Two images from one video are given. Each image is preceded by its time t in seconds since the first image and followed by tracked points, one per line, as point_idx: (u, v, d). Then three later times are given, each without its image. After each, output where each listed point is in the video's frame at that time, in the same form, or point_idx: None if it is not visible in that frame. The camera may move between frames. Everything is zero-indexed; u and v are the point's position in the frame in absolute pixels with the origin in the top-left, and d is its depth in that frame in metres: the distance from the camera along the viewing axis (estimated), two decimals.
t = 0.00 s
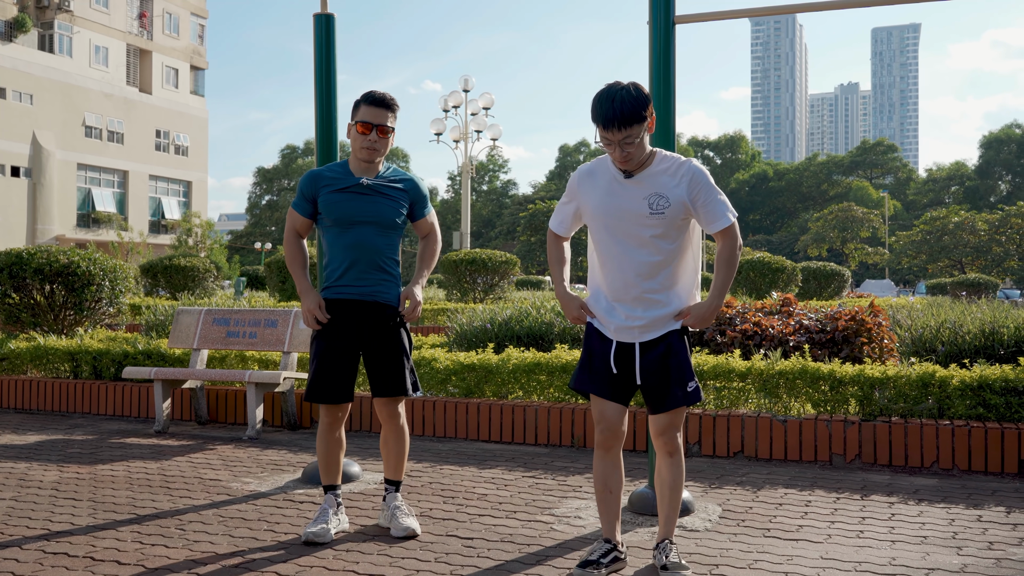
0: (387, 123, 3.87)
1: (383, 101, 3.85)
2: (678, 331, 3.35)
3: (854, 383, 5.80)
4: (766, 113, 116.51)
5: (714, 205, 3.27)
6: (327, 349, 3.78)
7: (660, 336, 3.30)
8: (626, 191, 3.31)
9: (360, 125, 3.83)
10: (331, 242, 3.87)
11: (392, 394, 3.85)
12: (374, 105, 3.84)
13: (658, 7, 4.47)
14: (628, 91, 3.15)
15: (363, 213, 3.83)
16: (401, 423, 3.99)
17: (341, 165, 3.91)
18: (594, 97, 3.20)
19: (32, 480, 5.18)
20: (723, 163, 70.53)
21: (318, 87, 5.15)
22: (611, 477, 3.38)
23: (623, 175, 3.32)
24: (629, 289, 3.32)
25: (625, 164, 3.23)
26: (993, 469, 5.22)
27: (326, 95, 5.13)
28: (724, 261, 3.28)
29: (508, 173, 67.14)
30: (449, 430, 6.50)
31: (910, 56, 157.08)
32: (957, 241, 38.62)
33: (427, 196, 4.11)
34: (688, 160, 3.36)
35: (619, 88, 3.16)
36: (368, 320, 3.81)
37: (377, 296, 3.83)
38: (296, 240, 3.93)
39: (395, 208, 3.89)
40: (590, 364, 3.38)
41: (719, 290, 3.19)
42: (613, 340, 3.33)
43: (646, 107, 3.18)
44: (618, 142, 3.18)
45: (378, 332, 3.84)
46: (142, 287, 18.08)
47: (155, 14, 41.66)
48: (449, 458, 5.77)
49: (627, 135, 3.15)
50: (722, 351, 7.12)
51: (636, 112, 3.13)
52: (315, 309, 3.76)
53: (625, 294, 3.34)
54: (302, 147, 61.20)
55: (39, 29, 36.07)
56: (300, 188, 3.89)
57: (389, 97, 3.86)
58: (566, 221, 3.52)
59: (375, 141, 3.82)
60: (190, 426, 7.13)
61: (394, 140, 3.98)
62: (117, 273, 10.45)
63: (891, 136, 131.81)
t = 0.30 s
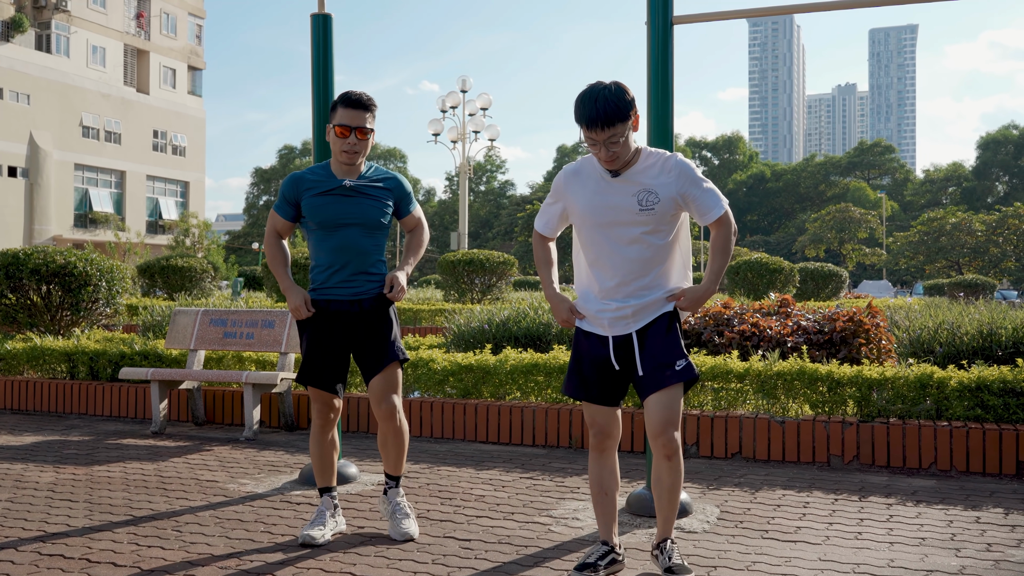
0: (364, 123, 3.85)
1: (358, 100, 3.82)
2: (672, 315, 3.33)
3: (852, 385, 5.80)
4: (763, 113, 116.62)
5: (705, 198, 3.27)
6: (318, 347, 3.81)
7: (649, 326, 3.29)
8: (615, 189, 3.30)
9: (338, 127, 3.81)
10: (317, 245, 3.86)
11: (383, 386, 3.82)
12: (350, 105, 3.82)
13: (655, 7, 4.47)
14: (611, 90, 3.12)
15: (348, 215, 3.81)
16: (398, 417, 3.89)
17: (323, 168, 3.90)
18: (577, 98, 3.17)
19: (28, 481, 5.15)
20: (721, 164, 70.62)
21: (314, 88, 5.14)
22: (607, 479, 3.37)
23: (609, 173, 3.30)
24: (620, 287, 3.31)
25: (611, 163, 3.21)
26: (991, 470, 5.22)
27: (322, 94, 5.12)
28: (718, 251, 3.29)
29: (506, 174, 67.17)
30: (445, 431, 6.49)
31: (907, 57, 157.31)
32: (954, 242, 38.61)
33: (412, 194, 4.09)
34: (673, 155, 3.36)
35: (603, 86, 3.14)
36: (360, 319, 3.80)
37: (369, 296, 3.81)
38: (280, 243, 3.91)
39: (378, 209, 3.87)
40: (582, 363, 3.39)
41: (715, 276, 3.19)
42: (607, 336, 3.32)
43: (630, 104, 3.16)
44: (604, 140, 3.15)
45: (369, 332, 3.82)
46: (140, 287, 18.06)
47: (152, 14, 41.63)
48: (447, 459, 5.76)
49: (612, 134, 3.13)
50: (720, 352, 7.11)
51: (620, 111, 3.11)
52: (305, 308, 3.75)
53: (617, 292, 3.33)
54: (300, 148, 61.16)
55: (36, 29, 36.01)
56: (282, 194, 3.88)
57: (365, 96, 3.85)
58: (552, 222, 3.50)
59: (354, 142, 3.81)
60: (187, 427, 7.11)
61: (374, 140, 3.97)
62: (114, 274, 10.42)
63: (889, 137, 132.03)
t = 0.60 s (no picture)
0: (369, 122, 3.82)
1: (363, 98, 3.80)
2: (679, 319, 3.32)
3: (851, 385, 5.79)
4: (761, 113, 116.65)
5: (720, 207, 3.26)
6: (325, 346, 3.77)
7: (659, 328, 3.27)
8: (631, 192, 3.28)
9: (341, 127, 3.79)
10: (323, 245, 3.85)
11: (386, 391, 3.82)
12: (355, 103, 3.79)
13: (655, 6, 4.46)
14: (639, 92, 3.10)
15: (351, 214, 3.80)
16: (401, 425, 3.95)
17: (330, 167, 3.89)
18: (603, 95, 3.16)
19: (24, 482, 5.14)
20: (719, 164, 70.69)
21: (313, 87, 5.12)
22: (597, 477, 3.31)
23: (627, 174, 3.28)
24: (628, 287, 3.30)
25: (631, 164, 3.19)
26: (991, 471, 5.22)
27: (320, 93, 5.10)
28: (730, 262, 3.28)
29: (503, 174, 67.16)
30: (443, 431, 6.48)
31: (904, 57, 157.52)
32: (952, 243, 38.62)
33: (419, 194, 4.06)
34: (694, 162, 3.34)
35: (629, 87, 3.12)
36: (367, 319, 3.79)
37: (376, 298, 3.79)
38: (289, 244, 3.89)
39: (386, 209, 3.86)
40: (586, 353, 3.33)
41: (726, 286, 3.19)
42: (614, 330, 3.29)
43: (655, 107, 3.13)
44: (624, 142, 3.13)
45: (374, 334, 3.80)
46: (137, 287, 18.01)
47: (149, 14, 41.58)
48: (446, 459, 5.74)
49: (635, 136, 3.12)
50: (719, 352, 7.10)
51: (646, 113, 3.09)
52: (310, 312, 3.72)
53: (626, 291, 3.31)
54: (298, 148, 61.08)
55: (33, 28, 35.96)
56: (290, 193, 3.88)
57: (371, 94, 3.82)
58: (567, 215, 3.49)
59: (360, 141, 3.79)
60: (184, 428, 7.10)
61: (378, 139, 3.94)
62: (111, 274, 10.40)
63: (886, 137, 132.20)
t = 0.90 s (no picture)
0: (387, 124, 3.78)
1: (380, 100, 3.76)
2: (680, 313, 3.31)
3: (850, 385, 5.78)
4: (757, 113, 116.74)
5: (719, 204, 3.26)
6: (336, 344, 3.73)
7: (661, 321, 3.25)
8: (631, 188, 3.26)
9: (359, 128, 3.77)
10: (340, 246, 3.83)
11: (398, 393, 3.81)
12: (376, 106, 3.76)
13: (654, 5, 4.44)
14: (637, 87, 3.08)
15: (368, 217, 3.77)
16: (410, 424, 3.93)
17: (350, 168, 3.87)
18: (602, 89, 3.13)
19: (19, 483, 5.11)
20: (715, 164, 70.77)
21: (309, 86, 5.09)
22: (605, 477, 3.29)
23: (625, 171, 3.26)
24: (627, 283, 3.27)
25: (629, 159, 3.17)
26: (990, 471, 5.21)
27: (317, 92, 5.07)
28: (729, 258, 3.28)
29: (499, 174, 67.14)
30: (441, 431, 6.45)
31: (900, 58, 157.92)
32: (947, 242, 38.65)
33: (440, 200, 4.01)
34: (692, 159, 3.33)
35: (627, 82, 3.10)
36: (375, 320, 3.75)
37: (388, 301, 3.76)
38: (306, 241, 3.94)
39: (405, 213, 3.82)
40: (591, 348, 3.30)
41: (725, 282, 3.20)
42: (614, 325, 3.26)
43: (654, 102, 3.11)
44: (624, 137, 3.11)
45: (381, 334, 3.76)
46: (132, 287, 17.95)
47: (145, 13, 41.53)
48: (443, 460, 5.72)
49: (635, 131, 3.09)
50: (716, 352, 7.09)
51: (646, 108, 3.07)
52: (327, 306, 3.73)
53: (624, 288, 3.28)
54: (294, 148, 60.98)
55: (28, 28, 35.91)
56: (310, 193, 3.88)
57: (389, 95, 3.79)
58: (561, 213, 3.46)
59: (378, 142, 3.75)
60: (180, 428, 7.06)
61: (397, 141, 3.90)
62: (106, 273, 10.36)
63: (881, 137, 132.47)
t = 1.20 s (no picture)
0: (388, 122, 3.73)
1: (380, 97, 3.73)
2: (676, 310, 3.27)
3: (854, 385, 5.74)
4: (757, 113, 116.67)
5: (715, 203, 3.22)
6: (337, 347, 3.71)
7: (657, 323, 3.22)
8: (623, 190, 3.22)
9: (359, 127, 3.73)
10: (342, 244, 3.81)
11: (400, 395, 3.78)
12: (377, 103, 3.72)
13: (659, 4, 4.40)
14: (626, 87, 3.04)
15: (370, 216, 3.73)
16: (413, 426, 3.89)
17: (356, 164, 3.84)
18: (590, 91, 3.10)
19: (18, 485, 5.06)
20: (715, 163, 70.74)
21: (310, 85, 5.06)
22: (610, 483, 3.28)
23: (617, 172, 3.22)
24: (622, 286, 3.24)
25: (621, 161, 3.13)
26: (996, 473, 5.17)
27: (319, 91, 5.03)
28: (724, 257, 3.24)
29: (500, 174, 67.11)
30: (442, 432, 6.42)
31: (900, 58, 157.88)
32: (947, 242, 38.61)
33: (449, 196, 3.94)
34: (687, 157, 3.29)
35: (615, 82, 3.07)
36: (373, 321, 3.71)
37: (391, 301, 3.73)
38: (313, 237, 3.95)
39: (408, 210, 3.77)
40: (589, 354, 3.28)
41: (718, 279, 3.16)
42: (611, 328, 3.24)
43: (644, 101, 3.06)
44: (616, 138, 3.07)
45: (381, 337, 3.73)
46: (133, 287, 17.91)
47: (145, 13, 41.52)
48: (445, 461, 5.68)
49: (626, 132, 3.06)
50: (720, 352, 7.05)
51: (634, 109, 3.03)
52: (329, 304, 3.71)
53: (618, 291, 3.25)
54: (294, 148, 60.93)
55: (28, 27, 35.95)
56: (318, 188, 3.89)
57: (390, 93, 3.75)
58: (550, 218, 3.41)
59: (378, 141, 3.71)
60: (181, 429, 7.02)
61: (401, 138, 3.86)
62: (106, 273, 10.32)
63: (881, 136, 132.43)
